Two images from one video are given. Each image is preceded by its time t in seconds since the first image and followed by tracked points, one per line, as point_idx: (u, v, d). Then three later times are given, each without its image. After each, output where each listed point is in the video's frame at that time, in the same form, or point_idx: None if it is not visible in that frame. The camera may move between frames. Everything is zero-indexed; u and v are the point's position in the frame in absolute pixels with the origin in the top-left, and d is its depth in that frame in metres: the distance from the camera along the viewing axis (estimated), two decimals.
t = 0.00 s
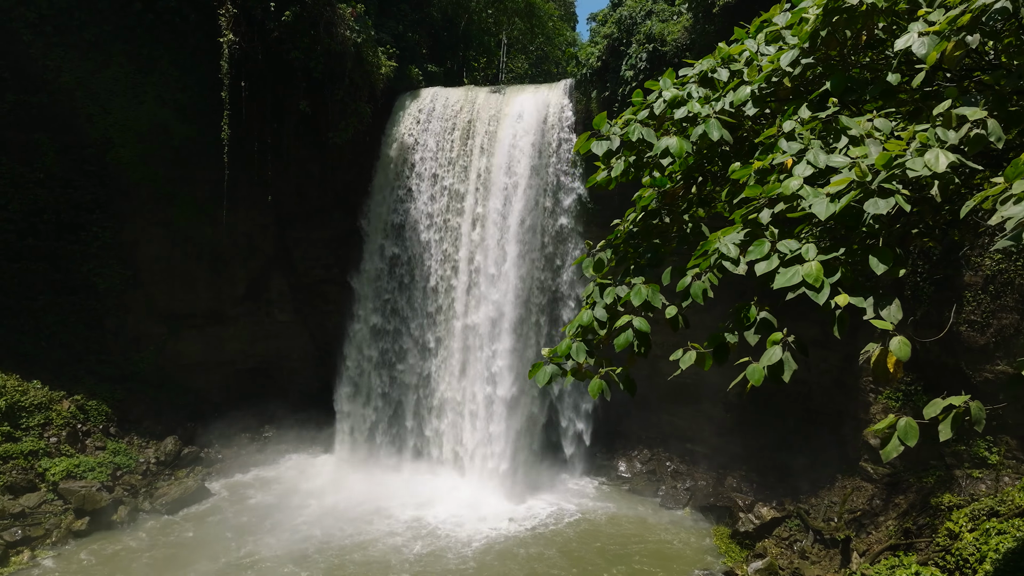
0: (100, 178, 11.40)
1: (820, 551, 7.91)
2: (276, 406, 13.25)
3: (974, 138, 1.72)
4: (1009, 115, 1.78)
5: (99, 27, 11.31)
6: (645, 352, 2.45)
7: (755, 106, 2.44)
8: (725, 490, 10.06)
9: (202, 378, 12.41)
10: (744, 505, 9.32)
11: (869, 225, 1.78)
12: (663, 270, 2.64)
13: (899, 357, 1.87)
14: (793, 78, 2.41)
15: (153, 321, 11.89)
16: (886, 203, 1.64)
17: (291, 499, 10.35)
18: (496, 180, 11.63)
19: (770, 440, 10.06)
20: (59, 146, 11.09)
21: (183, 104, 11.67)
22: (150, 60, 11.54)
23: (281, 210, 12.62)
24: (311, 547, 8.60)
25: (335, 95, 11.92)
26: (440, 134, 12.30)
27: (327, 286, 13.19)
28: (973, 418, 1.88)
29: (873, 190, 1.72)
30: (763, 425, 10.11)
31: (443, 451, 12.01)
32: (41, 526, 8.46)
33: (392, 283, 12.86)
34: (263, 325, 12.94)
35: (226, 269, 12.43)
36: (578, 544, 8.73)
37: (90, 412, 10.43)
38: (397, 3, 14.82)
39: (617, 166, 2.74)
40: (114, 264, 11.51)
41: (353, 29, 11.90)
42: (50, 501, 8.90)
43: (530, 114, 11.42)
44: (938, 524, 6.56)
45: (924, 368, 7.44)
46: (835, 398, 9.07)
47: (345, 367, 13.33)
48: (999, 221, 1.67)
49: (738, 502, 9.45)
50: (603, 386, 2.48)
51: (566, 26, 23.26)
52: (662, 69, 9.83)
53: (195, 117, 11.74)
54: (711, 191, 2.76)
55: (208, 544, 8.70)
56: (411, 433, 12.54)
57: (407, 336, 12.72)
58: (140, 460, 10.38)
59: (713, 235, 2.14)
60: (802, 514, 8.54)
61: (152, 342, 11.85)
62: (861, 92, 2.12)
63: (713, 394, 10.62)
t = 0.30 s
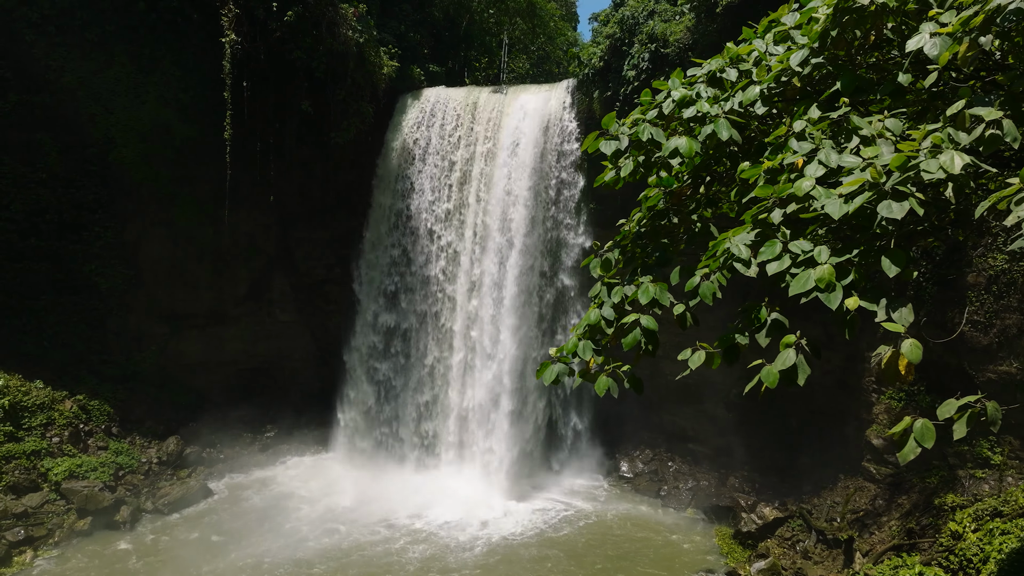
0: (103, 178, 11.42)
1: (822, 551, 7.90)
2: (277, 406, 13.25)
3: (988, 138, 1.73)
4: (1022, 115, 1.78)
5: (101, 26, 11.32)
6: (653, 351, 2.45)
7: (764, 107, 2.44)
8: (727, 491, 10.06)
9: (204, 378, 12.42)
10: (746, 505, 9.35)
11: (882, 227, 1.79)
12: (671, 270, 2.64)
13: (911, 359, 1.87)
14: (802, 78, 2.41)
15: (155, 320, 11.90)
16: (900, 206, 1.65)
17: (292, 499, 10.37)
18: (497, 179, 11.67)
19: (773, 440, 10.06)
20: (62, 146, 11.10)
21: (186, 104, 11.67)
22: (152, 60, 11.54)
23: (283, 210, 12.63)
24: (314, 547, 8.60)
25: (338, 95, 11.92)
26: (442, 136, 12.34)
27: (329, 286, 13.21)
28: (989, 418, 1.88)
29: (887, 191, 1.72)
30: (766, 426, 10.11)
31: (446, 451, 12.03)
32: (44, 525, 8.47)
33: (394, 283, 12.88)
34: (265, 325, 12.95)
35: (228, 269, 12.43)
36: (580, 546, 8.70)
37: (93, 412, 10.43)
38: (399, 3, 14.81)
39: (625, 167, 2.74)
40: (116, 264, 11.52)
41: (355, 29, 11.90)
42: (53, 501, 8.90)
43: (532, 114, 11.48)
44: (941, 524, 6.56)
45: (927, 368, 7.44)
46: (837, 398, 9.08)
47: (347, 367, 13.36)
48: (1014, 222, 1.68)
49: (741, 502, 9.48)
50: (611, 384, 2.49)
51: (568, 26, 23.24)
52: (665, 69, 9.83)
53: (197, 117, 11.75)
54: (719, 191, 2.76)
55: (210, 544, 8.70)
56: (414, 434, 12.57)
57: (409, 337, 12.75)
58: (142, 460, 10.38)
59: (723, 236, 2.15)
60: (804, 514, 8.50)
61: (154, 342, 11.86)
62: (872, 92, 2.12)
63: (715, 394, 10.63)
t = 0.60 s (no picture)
0: (105, 179, 11.40)
1: (825, 551, 7.90)
2: (279, 406, 13.26)
3: (1003, 140, 1.73)
4: None
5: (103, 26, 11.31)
6: (660, 349, 2.43)
7: (773, 107, 2.45)
8: (730, 491, 10.05)
9: (206, 378, 12.42)
10: (749, 506, 9.39)
11: (895, 231, 1.80)
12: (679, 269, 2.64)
13: (922, 362, 1.88)
14: (812, 78, 2.41)
15: (157, 320, 11.90)
16: (913, 211, 1.67)
17: (294, 499, 10.37)
18: (500, 179, 11.65)
19: (774, 440, 10.07)
20: (64, 146, 11.08)
21: (188, 104, 11.67)
22: (154, 60, 11.53)
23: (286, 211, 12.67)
24: (316, 548, 8.61)
25: (340, 95, 11.92)
26: (444, 136, 12.31)
27: (331, 286, 13.24)
28: (1006, 419, 1.89)
29: (900, 195, 1.73)
30: (768, 426, 10.11)
31: (448, 452, 12.01)
32: (47, 525, 8.48)
33: (396, 283, 12.86)
34: (267, 325, 12.96)
35: (230, 269, 12.44)
36: (583, 548, 8.66)
37: (95, 412, 10.43)
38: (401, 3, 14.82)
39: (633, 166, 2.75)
40: (119, 264, 11.51)
41: (357, 29, 11.91)
42: (55, 501, 8.90)
43: (535, 115, 11.47)
44: (944, 524, 6.56)
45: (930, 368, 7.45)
46: (839, 398, 9.09)
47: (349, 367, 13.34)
48: None
49: (744, 502, 9.58)
50: (618, 382, 2.47)
51: (569, 25, 23.21)
52: (667, 69, 9.84)
53: (199, 117, 11.75)
54: (727, 192, 2.77)
55: (213, 545, 8.71)
56: (416, 434, 12.55)
57: (411, 338, 12.72)
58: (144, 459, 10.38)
59: (735, 237, 2.15)
60: (807, 514, 8.50)
61: (156, 342, 11.85)
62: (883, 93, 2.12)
63: (717, 394, 10.65)
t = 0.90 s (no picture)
0: (107, 178, 11.33)
1: (828, 551, 7.89)
2: (282, 406, 13.27)
3: (1017, 142, 1.74)
4: None
5: (105, 27, 11.31)
6: (667, 348, 2.41)
7: (782, 107, 2.45)
8: (732, 491, 10.05)
9: (208, 378, 12.43)
10: (751, 506, 9.38)
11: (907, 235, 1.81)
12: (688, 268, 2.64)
13: (936, 366, 1.88)
14: (821, 78, 2.40)
15: (159, 320, 11.89)
16: (926, 215, 1.68)
17: (296, 499, 10.38)
18: (502, 179, 11.63)
19: (775, 441, 10.11)
20: (65, 146, 11.00)
21: (190, 104, 11.70)
22: (156, 60, 11.55)
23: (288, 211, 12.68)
24: (322, 548, 8.63)
25: (342, 95, 11.93)
26: (445, 136, 12.30)
27: (333, 286, 13.27)
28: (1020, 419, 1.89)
29: (913, 199, 1.75)
30: (770, 426, 10.12)
31: (449, 453, 11.99)
32: (49, 525, 8.48)
33: (399, 283, 12.83)
34: (269, 325, 12.99)
35: (232, 269, 12.45)
36: (584, 550, 8.58)
37: (97, 413, 10.42)
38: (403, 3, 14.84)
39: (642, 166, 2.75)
40: (121, 264, 11.48)
41: (359, 29, 11.91)
42: (58, 501, 8.90)
43: (537, 114, 11.48)
44: (947, 524, 6.57)
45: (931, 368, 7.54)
46: (840, 398, 9.12)
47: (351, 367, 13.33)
48: None
49: (746, 502, 9.51)
50: (625, 381, 2.45)
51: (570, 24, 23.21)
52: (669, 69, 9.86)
53: (201, 118, 11.77)
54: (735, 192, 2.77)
55: (218, 544, 8.75)
56: (418, 434, 12.54)
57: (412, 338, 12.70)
58: (146, 460, 10.39)
59: (746, 238, 2.15)
60: (809, 514, 8.54)
61: (157, 342, 11.84)
62: (892, 94, 2.12)
63: (718, 394, 10.69)
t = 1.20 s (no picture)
0: (109, 179, 11.36)
1: (831, 551, 7.89)
2: (284, 407, 13.27)
3: None
4: None
5: (108, 27, 11.33)
6: (676, 347, 2.40)
7: (791, 108, 2.45)
8: (734, 491, 10.04)
9: (210, 378, 12.43)
10: (753, 505, 9.34)
11: (920, 239, 1.82)
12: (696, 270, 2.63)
13: (950, 369, 1.88)
14: (831, 79, 2.40)
15: (162, 320, 11.89)
16: (939, 219, 1.69)
17: (298, 499, 10.39)
18: (504, 179, 11.66)
19: (778, 441, 10.11)
20: (68, 146, 11.02)
21: (192, 105, 11.72)
22: (158, 60, 11.57)
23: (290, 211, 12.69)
24: (326, 548, 8.65)
25: (343, 95, 11.92)
26: (447, 137, 12.31)
27: (334, 286, 13.27)
28: None
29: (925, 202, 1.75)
30: (773, 426, 10.11)
31: (452, 452, 12.04)
32: (52, 525, 8.49)
33: (402, 283, 12.84)
34: (271, 325, 13.00)
35: (234, 269, 12.46)
36: (585, 552, 8.54)
37: (99, 412, 10.43)
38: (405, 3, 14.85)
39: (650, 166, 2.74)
40: (124, 264, 11.49)
41: (362, 29, 11.90)
42: (61, 501, 8.91)
43: (539, 114, 11.50)
44: (951, 524, 6.56)
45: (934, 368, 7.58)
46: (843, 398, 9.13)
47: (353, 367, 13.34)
48: None
49: (748, 502, 9.45)
50: (633, 381, 2.44)
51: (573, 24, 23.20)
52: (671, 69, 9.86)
53: (203, 118, 11.79)
54: (743, 192, 2.76)
55: (221, 544, 8.77)
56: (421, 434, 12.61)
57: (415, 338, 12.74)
58: (148, 460, 10.41)
59: (757, 240, 2.16)
60: (812, 514, 8.53)
61: (159, 342, 11.84)
62: (903, 94, 2.12)
63: (720, 394, 10.70)
